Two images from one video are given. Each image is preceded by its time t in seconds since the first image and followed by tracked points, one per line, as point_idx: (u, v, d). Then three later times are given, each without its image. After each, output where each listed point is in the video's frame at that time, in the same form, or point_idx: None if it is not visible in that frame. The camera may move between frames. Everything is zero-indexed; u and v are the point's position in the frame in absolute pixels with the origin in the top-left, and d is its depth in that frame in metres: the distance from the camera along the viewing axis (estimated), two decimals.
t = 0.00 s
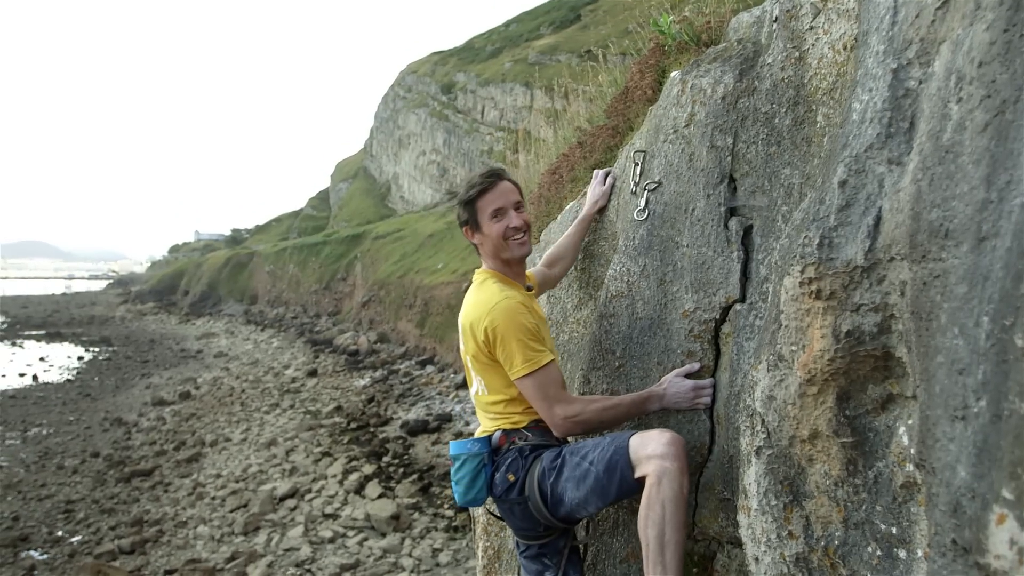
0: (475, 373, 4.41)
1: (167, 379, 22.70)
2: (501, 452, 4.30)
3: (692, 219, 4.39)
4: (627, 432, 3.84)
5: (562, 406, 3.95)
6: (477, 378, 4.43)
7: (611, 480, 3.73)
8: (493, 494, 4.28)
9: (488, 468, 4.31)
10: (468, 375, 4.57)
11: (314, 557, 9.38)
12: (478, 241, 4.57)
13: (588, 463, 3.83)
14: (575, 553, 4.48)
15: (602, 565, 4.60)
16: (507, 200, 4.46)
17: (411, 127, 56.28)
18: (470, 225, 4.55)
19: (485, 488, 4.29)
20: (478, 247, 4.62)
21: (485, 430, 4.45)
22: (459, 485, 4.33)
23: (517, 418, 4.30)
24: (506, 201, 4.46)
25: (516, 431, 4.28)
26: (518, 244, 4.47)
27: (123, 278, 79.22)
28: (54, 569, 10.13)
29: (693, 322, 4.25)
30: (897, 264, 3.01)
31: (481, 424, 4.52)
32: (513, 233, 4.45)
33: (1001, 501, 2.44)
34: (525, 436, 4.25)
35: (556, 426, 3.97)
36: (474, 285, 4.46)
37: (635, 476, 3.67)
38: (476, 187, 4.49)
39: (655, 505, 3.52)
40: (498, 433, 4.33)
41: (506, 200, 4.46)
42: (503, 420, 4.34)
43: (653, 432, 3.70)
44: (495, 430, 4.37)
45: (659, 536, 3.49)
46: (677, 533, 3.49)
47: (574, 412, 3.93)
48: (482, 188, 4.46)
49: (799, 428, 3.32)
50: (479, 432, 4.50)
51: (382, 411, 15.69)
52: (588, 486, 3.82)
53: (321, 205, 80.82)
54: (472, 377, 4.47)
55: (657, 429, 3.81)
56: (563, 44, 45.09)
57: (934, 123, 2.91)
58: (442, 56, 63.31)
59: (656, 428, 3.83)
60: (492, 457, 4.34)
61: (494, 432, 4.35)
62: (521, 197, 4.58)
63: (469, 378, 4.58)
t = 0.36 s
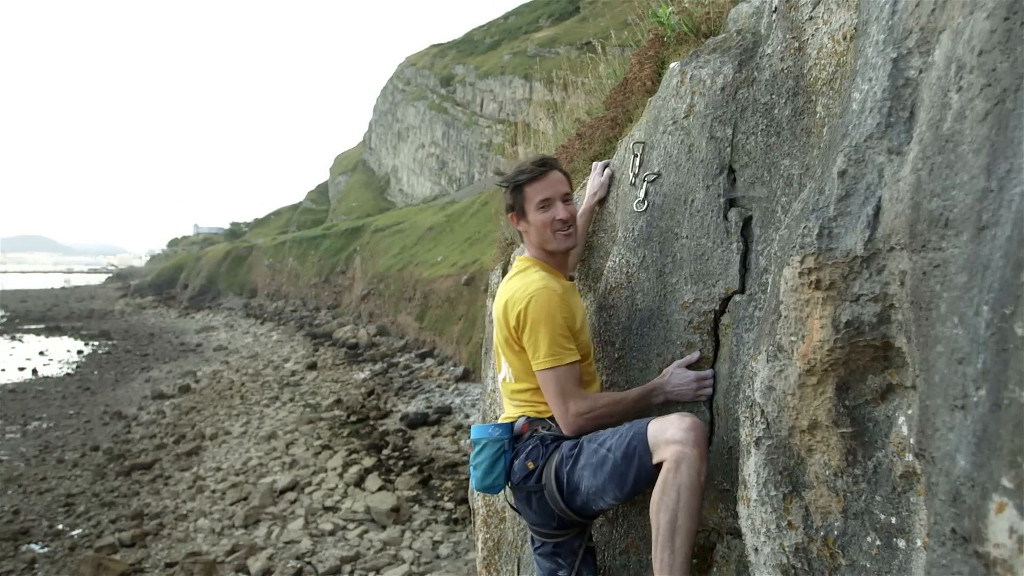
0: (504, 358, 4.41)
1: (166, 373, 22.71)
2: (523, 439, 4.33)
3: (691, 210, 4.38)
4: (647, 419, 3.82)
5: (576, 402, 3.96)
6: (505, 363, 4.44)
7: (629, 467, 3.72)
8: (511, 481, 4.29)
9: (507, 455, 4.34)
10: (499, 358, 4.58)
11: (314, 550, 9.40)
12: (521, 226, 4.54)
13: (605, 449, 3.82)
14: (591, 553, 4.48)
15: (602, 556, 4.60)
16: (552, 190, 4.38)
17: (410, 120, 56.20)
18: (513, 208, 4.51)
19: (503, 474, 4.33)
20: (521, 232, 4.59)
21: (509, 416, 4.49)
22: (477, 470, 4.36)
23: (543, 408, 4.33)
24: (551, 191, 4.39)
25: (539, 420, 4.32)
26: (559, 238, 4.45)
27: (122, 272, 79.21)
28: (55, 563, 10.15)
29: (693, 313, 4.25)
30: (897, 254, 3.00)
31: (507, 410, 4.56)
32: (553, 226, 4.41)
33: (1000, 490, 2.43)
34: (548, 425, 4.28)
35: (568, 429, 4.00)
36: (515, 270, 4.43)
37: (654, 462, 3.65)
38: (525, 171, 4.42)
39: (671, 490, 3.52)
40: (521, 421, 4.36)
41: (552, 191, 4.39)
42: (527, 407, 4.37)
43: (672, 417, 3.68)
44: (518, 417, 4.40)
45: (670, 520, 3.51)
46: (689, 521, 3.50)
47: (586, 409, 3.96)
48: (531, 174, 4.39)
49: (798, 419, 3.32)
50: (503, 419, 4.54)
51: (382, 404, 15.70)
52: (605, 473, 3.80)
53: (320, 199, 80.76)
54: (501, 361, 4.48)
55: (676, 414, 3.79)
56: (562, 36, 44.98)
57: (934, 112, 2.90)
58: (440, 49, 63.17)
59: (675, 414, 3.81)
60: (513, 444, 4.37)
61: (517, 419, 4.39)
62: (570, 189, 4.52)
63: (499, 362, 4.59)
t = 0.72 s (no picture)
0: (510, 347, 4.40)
1: (164, 365, 22.70)
2: (526, 430, 4.32)
3: (689, 199, 4.36)
4: (653, 406, 3.82)
5: (580, 397, 3.95)
6: (511, 351, 4.43)
7: (635, 454, 3.72)
8: (514, 472, 4.29)
9: (510, 445, 4.33)
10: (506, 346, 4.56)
11: (313, 541, 9.42)
12: (542, 216, 4.47)
13: (611, 437, 3.81)
14: (592, 545, 4.48)
15: (599, 546, 4.61)
16: (580, 184, 4.29)
17: (407, 111, 56.03)
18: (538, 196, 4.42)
19: (505, 464, 4.33)
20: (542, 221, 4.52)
21: (512, 406, 4.48)
22: (479, 460, 4.37)
23: (547, 399, 4.32)
24: (579, 185, 4.29)
25: (543, 412, 4.31)
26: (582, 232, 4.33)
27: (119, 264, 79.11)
28: (54, 554, 10.17)
29: (690, 303, 4.24)
30: (894, 242, 2.99)
31: (510, 400, 4.54)
32: (579, 222, 4.31)
33: (997, 476, 2.42)
34: (552, 417, 4.28)
35: (570, 424, 3.99)
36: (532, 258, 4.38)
37: (659, 449, 3.66)
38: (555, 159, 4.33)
39: (676, 475, 3.54)
40: (525, 412, 4.35)
41: (579, 185, 4.29)
42: (531, 399, 4.36)
43: (680, 403, 3.69)
44: (522, 408, 4.39)
45: (675, 504, 3.52)
46: (692, 505, 3.51)
47: (590, 405, 3.95)
48: (561, 164, 4.29)
49: (795, 407, 3.31)
50: (505, 409, 4.53)
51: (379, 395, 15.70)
52: (610, 461, 3.80)
53: (317, 191, 80.64)
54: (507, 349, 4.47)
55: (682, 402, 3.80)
56: (560, 27, 44.82)
57: (933, 99, 2.89)
58: (438, 40, 62.93)
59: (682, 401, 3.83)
60: (515, 435, 4.36)
61: (520, 410, 4.38)
62: (598, 184, 4.42)
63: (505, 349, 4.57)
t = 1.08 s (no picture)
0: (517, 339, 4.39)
1: (163, 358, 22.71)
2: (530, 420, 4.32)
3: (688, 189, 4.35)
4: (658, 396, 3.82)
5: (584, 391, 3.94)
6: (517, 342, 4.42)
7: (639, 444, 3.72)
8: (516, 462, 4.29)
9: (513, 435, 4.33)
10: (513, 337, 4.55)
11: (313, 533, 9.43)
12: (556, 208, 4.43)
13: (615, 427, 3.81)
14: (592, 537, 4.49)
15: (599, 536, 4.61)
16: (596, 179, 4.23)
17: (406, 103, 55.89)
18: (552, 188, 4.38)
19: (507, 455, 4.32)
20: (555, 213, 4.48)
21: (515, 397, 4.47)
22: (482, 449, 4.35)
23: (551, 391, 4.32)
24: (594, 179, 4.24)
25: (548, 402, 4.31)
26: (595, 227, 4.30)
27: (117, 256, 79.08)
28: (54, 547, 10.19)
29: (690, 293, 4.23)
30: (893, 231, 2.98)
31: (513, 390, 4.54)
32: (593, 217, 4.26)
33: (996, 464, 2.42)
34: (556, 407, 4.28)
35: (573, 417, 4.00)
36: (544, 249, 4.34)
37: (663, 438, 3.66)
38: (573, 150, 4.27)
39: (679, 463, 3.54)
40: (529, 402, 4.34)
41: (595, 179, 4.24)
42: (535, 390, 4.36)
43: (685, 392, 3.69)
44: (525, 399, 4.38)
45: (676, 492, 3.54)
46: (695, 494, 3.53)
47: (594, 399, 3.95)
48: (578, 156, 4.23)
49: (795, 397, 3.31)
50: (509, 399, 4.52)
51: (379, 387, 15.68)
52: (615, 451, 3.80)
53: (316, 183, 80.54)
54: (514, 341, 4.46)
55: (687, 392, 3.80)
56: (558, 17, 44.64)
57: (932, 87, 2.87)
58: (436, 31, 62.70)
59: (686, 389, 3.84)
60: (518, 425, 4.36)
61: (524, 401, 4.37)
62: (614, 179, 4.36)
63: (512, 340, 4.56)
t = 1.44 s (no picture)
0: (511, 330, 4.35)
1: (166, 348, 22.75)
2: (523, 411, 4.32)
3: (690, 176, 4.33)
4: (653, 384, 3.82)
5: (586, 382, 3.95)
6: (513, 331, 4.38)
7: (636, 433, 3.71)
8: (512, 453, 4.29)
9: (507, 426, 4.33)
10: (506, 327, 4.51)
11: (316, 522, 9.47)
12: (550, 198, 4.39)
13: (612, 416, 3.80)
14: (591, 525, 4.49)
15: (600, 523, 4.61)
16: (592, 170, 4.20)
17: (407, 92, 55.73)
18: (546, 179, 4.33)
19: (502, 446, 4.33)
20: (549, 203, 4.44)
21: (509, 386, 4.46)
22: (476, 441, 4.36)
23: (546, 380, 4.32)
24: (591, 170, 4.21)
25: (541, 393, 4.31)
26: (590, 218, 4.28)
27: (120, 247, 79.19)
28: (59, 536, 10.24)
29: (692, 281, 4.22)
30: (897, 216, 2.97)
31: (506, 380, 4.53)
32: (589, 208, 4.24)
33: (1000, 448, 2.41)
34: (550, 397, 4.29)
35: (573, 407, 4.00)
36: (538, 238, 4.30)
37: (661, 425, 3.66)
38: (569, 141, 4.22)
39: (677, 450, 3.54)
40: (522, 393, 4.34)
41: (592, 171, 4.21)
42: (529, 379, 4.34)
43: (681, 380, 3.69)
44: (519, 389, 4.37)
45: (675, 479, 3.54)
46: (693, 480, 3.53)
47: (595, 389, 3.96)
48: (574, 146, 4.19)
49: (797, 383, 3.30)
50: (501, 390, 4.52)
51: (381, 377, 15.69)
52: (611, 440, 3.79)
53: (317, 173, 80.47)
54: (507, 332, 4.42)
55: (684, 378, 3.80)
56: (560, 6, 44.41)
57: (937, 71, 2.85)
58: (437, 21, 62.47)
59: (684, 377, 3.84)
60: (513, 416, 4.36)
61: (518, 391, 4.36)
62: (609, 171, 4.34)
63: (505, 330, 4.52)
